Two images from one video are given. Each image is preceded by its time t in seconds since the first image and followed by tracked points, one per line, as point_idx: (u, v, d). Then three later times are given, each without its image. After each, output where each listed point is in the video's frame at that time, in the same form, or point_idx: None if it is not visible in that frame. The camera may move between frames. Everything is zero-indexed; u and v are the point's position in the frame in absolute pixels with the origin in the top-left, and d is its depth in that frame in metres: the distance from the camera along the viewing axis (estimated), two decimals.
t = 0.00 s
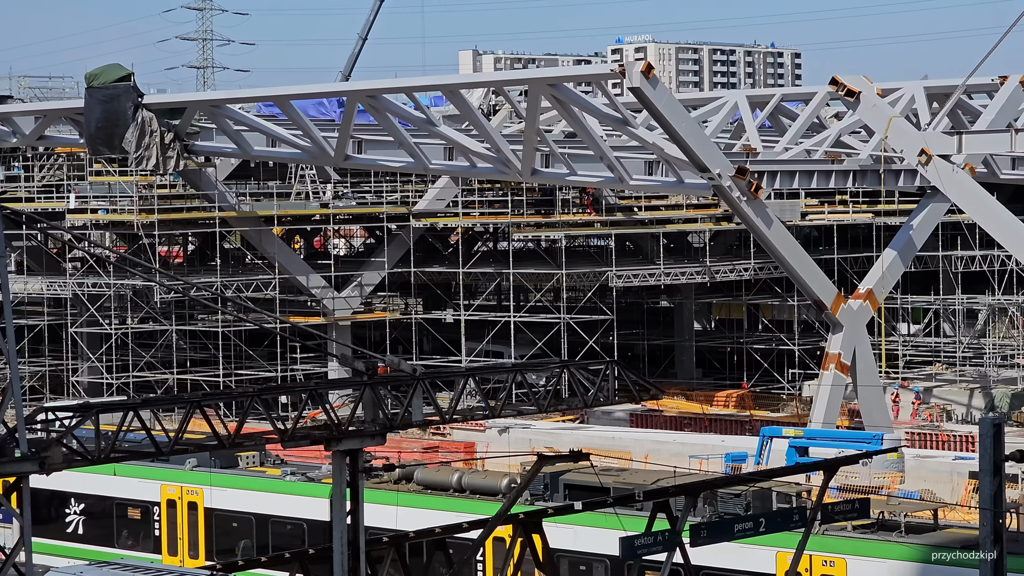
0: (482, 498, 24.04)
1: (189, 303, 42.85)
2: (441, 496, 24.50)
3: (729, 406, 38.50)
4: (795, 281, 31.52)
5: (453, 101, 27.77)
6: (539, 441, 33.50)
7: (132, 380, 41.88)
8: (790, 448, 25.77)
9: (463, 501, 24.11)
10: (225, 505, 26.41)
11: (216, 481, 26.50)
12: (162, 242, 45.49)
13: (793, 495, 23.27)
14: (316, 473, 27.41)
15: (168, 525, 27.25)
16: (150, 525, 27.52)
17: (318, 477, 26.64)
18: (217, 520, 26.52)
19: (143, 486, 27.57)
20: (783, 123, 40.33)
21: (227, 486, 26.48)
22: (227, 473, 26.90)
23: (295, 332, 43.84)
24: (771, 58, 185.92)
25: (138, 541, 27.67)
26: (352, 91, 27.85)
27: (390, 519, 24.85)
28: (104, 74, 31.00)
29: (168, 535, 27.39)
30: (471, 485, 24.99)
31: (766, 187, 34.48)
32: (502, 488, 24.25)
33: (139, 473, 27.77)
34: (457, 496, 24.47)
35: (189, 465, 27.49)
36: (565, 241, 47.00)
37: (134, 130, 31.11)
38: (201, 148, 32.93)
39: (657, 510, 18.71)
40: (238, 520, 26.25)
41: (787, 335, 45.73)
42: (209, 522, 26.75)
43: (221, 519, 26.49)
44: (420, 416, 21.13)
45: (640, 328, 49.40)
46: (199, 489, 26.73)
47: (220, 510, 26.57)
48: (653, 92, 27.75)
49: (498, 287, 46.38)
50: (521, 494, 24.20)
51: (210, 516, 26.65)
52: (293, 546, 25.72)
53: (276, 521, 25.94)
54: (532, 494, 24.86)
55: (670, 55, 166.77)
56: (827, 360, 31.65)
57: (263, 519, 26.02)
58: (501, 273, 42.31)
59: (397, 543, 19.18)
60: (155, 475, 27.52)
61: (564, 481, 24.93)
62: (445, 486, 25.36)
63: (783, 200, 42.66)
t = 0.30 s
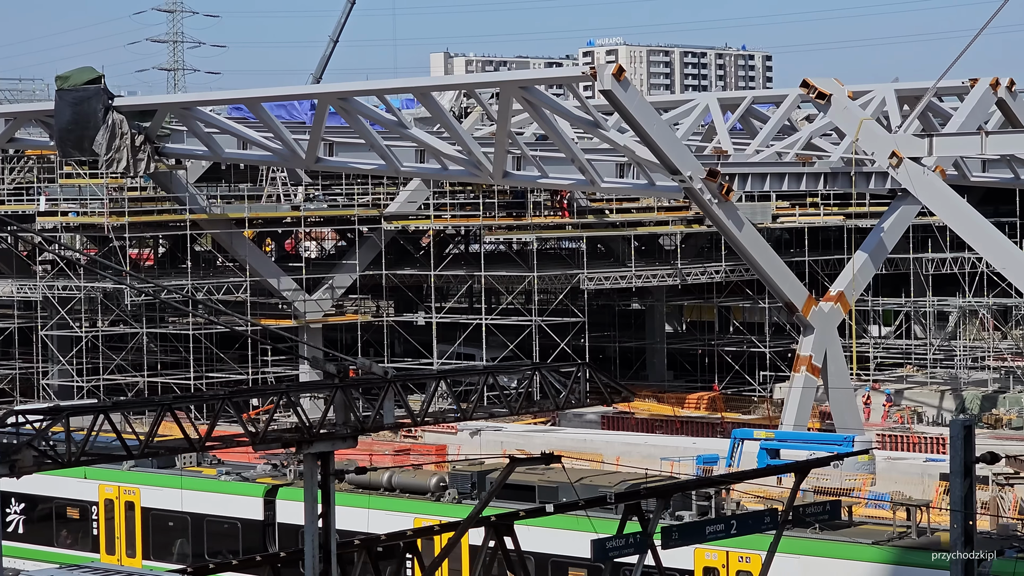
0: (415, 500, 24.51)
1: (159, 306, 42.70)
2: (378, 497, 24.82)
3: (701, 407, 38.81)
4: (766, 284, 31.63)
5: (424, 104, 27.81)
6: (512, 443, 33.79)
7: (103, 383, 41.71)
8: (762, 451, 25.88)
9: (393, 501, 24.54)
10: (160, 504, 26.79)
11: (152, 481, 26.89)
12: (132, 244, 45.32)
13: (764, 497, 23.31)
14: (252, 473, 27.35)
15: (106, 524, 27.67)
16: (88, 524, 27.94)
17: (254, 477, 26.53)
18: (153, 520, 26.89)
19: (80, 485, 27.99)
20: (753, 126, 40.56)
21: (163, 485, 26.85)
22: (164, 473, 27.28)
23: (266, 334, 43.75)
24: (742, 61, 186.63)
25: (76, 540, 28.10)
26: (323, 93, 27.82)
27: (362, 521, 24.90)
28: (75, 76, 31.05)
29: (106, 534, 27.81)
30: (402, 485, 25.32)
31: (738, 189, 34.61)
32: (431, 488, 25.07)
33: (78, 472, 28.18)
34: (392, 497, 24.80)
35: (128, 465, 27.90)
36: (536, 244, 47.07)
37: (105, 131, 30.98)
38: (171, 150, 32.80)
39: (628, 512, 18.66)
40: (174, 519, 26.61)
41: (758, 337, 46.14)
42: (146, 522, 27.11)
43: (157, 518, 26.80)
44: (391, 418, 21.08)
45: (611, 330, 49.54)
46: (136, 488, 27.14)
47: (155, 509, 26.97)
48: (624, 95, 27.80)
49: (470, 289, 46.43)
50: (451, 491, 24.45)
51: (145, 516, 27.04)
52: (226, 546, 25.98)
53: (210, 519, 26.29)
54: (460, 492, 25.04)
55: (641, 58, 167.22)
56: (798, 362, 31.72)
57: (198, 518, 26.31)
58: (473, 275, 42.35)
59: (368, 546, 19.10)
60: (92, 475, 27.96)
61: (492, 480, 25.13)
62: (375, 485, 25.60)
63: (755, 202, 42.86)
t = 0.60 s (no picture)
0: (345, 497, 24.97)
1: (128, 308, 42.53)
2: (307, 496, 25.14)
3: (671, 409, 38.97)
4: (736, 286, 31.73)
5: (394, 105, 27.78)
6: (482, 446, 33.83)
7: (72, 385, 41.49)
8: (732, 453, 26.00)
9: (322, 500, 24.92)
10: (98, 503, 27.22)
11: (90, 480, 27.33)
12: (101, 246, 45.10)
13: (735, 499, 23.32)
14: (186, 473, 27.77)
15: (42, 523, 28.06)
16: (25, 523, 28.29)
17: (189, 476, 26.97)
18: (89, 518, 27.30)
19: (16, 484, 28.35)
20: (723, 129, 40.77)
21: (101, 484, 27.31)
22: (102, 474, 27.75)
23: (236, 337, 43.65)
24: (711, 63, 187.22)
25: (12, 538, 28.38)
26: (293, 95, 27.73)
27: (333, 525, 24.83)
28: (42, 78, 30.96)
29: (42, 533, 28.17)
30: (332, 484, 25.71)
31: (708, 191, 34.65)
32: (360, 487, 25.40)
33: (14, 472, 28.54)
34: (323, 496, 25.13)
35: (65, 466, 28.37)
36: (506, 245, 47.10)
37: (74, 133, 30.80)
38: (141, 152, 32.64)
39: (598, 513, 18.60)
40: (110, 518, 27.05)
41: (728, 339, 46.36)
42: (82, 522, 27.54)
43: (94, 517, 27.24)
44: (361, 421, 21.04)
45: (581, 333, 49.62)
46: (73, 488, 27.57)
47: (92, 509, 27.40)
48: (594, 97, 27.86)
49: (440, 291, 46.42)
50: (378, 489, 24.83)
51: (82, 514, 27.46)
52: (161, 544, 26.46)
53: (146, 518, 26.69)
54: (387, 490, 25.34)
55: (611, 60, 167.59)
56: (769, 364, 31.82)
57: (133, 517, 26.79)
58: (443, 277, 42.33)
59: (338, 548, 19.00)
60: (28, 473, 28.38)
61: (420, 479, 25.41)
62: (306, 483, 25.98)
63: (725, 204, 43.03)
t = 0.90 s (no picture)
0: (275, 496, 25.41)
1: (96, 310, 42.47)
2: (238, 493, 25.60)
3: (639, 410, 39.15)
4: (705, 287, 31.91)
5: (363, 106, 27.85)
6: (451, 447, 33.88)
7: (38, 387, 41.32)
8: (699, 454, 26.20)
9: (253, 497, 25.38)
10: (33, 501, 28.04)
11: (25, 478, 28.16)
12: (68, 247, 44.97)
13: (703, 500, 23.37)
14: (119, 471, 28.51)
15: None
16: None
17: (121, 476, 27.56)
18: (25, 516, 28.13)
19: None
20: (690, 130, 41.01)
21: (36, 483, 28.11)
22: (39, 473, 28.53)
23: (205, 338, 43.62)
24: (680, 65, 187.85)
25: None
26: (261, 95, 27.75)
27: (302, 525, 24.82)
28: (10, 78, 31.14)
29: None
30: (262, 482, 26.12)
31: (676, 192, 34.88)
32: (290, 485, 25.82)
33: None
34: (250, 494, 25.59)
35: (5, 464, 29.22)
36: (475, 246, 47.24)
37: (42, 134, 30.63)
38: (109, 153, 32.59)
39: (567, 514, 18.57)
40: (43, 516, 27.89)
41: (696, 340, 46.59)
42: (18, 520, 28.39)
43: (29, 515, 28.10)
44: (330, 422, 21.07)
45: (549, 334, 49.79)
46: (8, 486, 28.39)
47: (27, 507, 28.22)
48: (563, 98, 27.96)
49: (409, 292, 46.45)
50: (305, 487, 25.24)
51: (18, 512, 28.29)
52: (93, 542, 27.15)
53: (78, 516, 27.39)
54: (315, 488, 25.77)
55: (580, 61, 168.01)
56: (738, 365, 31.94)
57: (66, 516, 27.52)
58: (412, 278, 42.34)
59: (306, 549, 18.89)
60: None
61: (346, 476, 25.82)
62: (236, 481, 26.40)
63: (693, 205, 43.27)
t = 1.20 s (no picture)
0: (180, 491, 25.53)
1: (61, 310, 42.24)
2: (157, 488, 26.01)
3: (606, 410, 39.22)
4: (671, 288, 31.96)
5: (330, 106, 27.76)
6: (418, 447, 33.88)
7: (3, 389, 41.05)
8: (666, 454, 26.31)
9: (163, 492, 25.46)
10: None
11: None
12: (33, 248, 44.74)
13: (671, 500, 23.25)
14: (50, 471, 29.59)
15: None
16: None
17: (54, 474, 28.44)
18: None
19: None
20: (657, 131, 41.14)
21: None
22: None
23: (171, 338, 43.45)
24: (647, 66, 188.37)
25: None
26: (228, 96, 27.64)
27: (268, 526, 24.86)
28: None
29: None
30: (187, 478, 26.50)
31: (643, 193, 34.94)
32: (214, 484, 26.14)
33: None
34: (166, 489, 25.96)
35: None
36: (443, 247, 47.29)
37: (8, 134, 30.43)
38: (74, 153, 32.41)
39: (535, 515, 18.32)
40: None
41: (664, 341, 46.71)
42: None
43: None
44: (296, 422, 20.96)
45: (517, 335, 49.85)
46: None
47: None
48: (530, 99, 28.01)
49: (376, 292, 46.40)
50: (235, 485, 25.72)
51: None
52: (26, 539, 27.37)
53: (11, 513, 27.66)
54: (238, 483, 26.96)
55: (548, 62, 168.29)
56: (704, 365, 32.17)
57: None
58: (379, 279, 42.25)
59: (273, 549, 18.54)
60: None
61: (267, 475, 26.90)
62: (164, 479, 26.93)
63: (660, 206, 43.41)
